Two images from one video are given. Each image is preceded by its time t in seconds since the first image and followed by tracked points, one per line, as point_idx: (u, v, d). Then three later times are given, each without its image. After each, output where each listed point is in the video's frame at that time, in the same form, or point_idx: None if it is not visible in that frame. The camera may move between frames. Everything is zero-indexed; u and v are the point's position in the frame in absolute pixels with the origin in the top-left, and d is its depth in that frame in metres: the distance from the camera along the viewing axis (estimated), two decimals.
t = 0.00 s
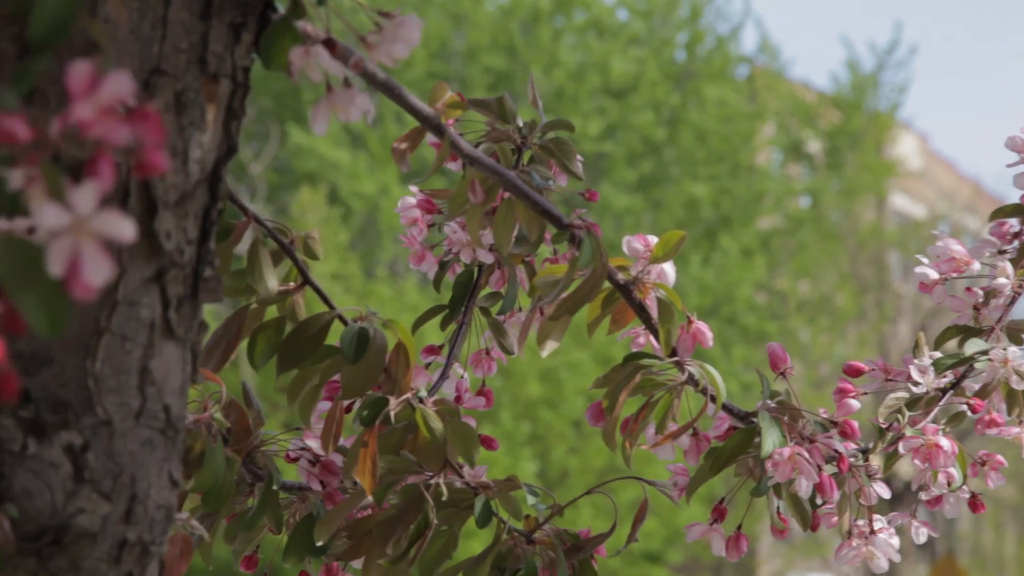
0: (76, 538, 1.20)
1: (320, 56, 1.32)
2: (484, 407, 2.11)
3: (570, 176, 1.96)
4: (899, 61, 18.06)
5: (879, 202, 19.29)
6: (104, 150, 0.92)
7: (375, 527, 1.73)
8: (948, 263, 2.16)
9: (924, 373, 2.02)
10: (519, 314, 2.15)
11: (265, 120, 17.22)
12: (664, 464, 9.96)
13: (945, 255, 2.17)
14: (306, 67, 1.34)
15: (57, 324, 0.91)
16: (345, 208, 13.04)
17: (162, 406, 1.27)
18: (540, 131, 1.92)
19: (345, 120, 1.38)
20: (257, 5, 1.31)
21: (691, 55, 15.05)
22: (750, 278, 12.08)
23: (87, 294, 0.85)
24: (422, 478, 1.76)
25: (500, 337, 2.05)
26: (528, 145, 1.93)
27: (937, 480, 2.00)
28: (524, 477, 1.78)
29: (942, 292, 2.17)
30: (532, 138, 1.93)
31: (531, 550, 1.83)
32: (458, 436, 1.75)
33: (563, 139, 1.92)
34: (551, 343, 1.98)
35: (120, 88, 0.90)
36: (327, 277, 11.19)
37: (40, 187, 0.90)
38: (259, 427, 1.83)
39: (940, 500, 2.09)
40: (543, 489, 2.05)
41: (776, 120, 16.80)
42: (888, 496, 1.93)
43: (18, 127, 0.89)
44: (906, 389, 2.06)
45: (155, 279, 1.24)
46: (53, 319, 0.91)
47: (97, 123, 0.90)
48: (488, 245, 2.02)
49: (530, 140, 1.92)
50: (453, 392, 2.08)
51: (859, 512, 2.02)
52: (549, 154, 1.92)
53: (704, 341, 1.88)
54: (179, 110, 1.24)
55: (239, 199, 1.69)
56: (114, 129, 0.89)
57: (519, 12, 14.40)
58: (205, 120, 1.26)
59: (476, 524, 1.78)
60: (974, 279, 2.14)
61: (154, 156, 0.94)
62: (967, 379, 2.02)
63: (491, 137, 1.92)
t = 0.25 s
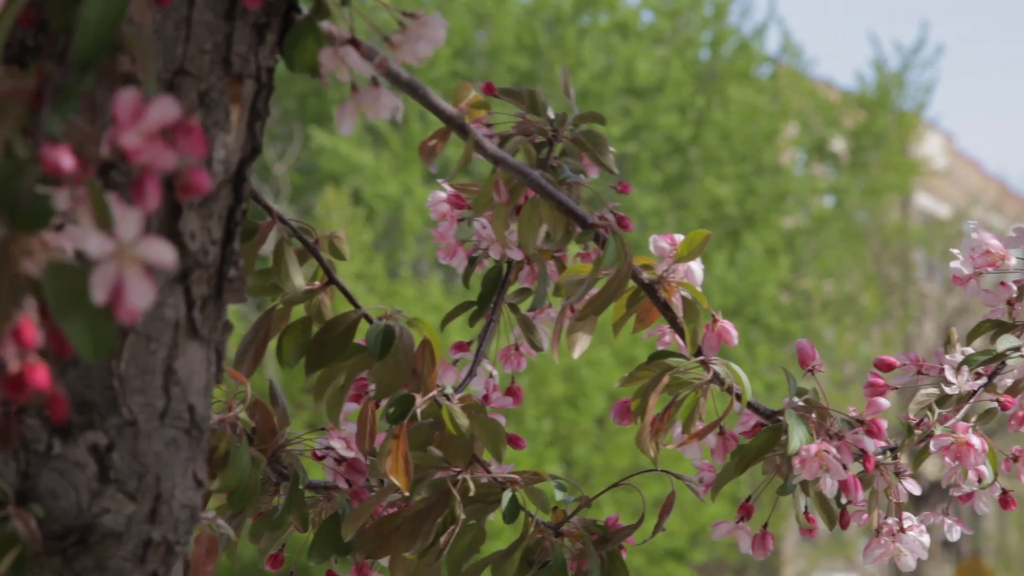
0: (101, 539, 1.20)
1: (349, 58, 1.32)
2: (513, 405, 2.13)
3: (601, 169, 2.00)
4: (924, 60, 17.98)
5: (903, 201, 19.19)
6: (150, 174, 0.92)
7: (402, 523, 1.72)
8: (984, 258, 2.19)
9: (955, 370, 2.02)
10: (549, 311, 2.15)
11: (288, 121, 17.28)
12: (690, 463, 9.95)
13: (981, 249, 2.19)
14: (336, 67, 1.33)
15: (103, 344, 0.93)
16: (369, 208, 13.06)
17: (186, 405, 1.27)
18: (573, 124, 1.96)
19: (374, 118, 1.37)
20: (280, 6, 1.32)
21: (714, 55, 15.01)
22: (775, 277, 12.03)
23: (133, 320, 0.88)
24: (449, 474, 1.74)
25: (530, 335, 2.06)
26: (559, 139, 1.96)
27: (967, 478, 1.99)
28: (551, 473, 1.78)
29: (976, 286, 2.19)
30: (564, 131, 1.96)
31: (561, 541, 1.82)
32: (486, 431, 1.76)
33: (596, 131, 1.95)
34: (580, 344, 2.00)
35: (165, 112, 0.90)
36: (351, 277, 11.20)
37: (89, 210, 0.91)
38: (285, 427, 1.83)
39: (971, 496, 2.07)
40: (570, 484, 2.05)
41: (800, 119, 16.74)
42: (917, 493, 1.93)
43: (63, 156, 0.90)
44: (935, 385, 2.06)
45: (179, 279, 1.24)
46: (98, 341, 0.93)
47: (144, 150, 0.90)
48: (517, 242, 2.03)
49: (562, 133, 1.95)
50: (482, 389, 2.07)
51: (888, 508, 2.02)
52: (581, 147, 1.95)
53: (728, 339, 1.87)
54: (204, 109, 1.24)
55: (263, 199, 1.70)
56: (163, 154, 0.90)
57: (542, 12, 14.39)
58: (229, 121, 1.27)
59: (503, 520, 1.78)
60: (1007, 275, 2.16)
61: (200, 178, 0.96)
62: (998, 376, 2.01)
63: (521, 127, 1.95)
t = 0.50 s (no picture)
0: (122, 538, 1.21)
1: (370, 59, 1.31)
2: (537, 407, 2.13)
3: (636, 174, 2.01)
4: (947, 60, 17.89)
5: (925, 201, 19.11)
6: (144, 173, 0.95)
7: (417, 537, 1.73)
8: (999, 257, 2.17)
9: (973, 371, 2.00)
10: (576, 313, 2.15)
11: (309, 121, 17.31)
12: (711, 463, 9.89)
13: (996, 248, 2.18)
14: (357, 68, 1.32)
15: (86, 346, 0.95)
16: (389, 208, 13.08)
17: (207, 406, 1.28)
18: (608, 127, 1.97)
19: (396, 118, 1.37)
20: (301, 6, 1.32)
21: (736, 54, 14.97)
22: (795, 277, 12.00)
23: (121, 322, 0.91)
24: (468, 481, 1.75)
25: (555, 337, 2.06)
26: (594, 144, 1.98)
27: (986, 477, 1.97)
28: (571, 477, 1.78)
29: (992, 284, 2.17)
30: (599, 135, 1.98)
31: (578, 555, 1.82)
32: (506, 439, 1.77)
33: (631, 135, 1.96)
34: (600, 343, 2.02)
35: (159, 114, 0.93)
36: (371, 277, 11.22)
37: (81, 208, 0.92)
38: (306, 427, 1.83)
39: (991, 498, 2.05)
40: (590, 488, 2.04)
41: (821, 118, 16.68)
42: (935, 494, 1.92)
43: (53, 158, 0.91)
44: (954, 385, 2.04)
45: (200, 278, 1.25)
46: (85, 341, 0.95)
47: (138, 150, 0.94)
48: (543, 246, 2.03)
49: (597, 136, 1.97)
50: (505, 389, 2.07)
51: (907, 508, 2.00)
52: (616, 151, 1.97)
53: (749, 340, 1.87)
54: (225, 110, 1.25)
55: (285, 202, 1.70)
56: (156, 157, 0.94)
57: (563, 11, 14.39)
58: (250, 121, 1.28)
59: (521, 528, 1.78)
60: None
61: (189, 181, 1.00)
62: (1017, 377, 1.99)
63: (556, 131, 1.98)
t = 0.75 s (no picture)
0: (142, 538, 1.21)
1: (387, 56, 1.28)
2: (551, 406, 2.12)
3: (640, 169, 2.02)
4: (965, 59, 17.81)
5: (944, 200, 19.03)
6: (203, 177, 0.94)
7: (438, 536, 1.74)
8: None
9: (998, 373, 1.99)
10: (590, 312, 2.14)
11: (327, 121, 17.34)
12: (729, 464, 9.84)
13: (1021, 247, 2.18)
14: (374, 68, 1.30)
15: (162, 352, 0.91)
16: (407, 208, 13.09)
17: (226, 405, 1.29)
18: (613, 123, 1.96)
19: (412, 119, 1.37)
20: (320, 7, 1.33)
21: (755, 54, 14.93)
22: (814, 277, 11.96)
23: (190, 327, 0.90)
24: (488, 482, 1.77)
25: (570, 335, 2.06)
26: (599, 140, 1.98)
27: (1009, 479, 1.96)
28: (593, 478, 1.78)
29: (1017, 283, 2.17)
30: (603, 132, 1.98)
31: (600, 554, 1.83)
32: (526, 442, 1.77)
33: (635, 131, 1.96)
34: (623, 341, 2.02)
35: (220, 119, 0.93)
36: (389, 278, 11.23)
37: (144, 216, 0.92)
38: (325, 427, 1.82)
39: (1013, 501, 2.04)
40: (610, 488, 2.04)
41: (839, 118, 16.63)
42: (958, 495, 1.91)
43: (117, 165, 0.90)
44: (978, 386, 2.03)
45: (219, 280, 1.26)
46: (160, 347, 0.91)
47: (201, 156, 0.93)
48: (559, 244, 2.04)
49: (601, 134, 1.97)
50: (519, 389, 2.06)
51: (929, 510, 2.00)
52: (621, 146, 1.96)
53: (768, 340, 1.86)
54: (245, 109, 1.26)
55: (302, 201, 1.70)
56: (220, 161, 0.92)
57: (580, 12, 14.37)
58: (269, 121, 1.29)
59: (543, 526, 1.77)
60: None
61: (252, 183, 0.99)
62: None
63: (559, 129, 1.99)
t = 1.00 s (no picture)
0: (160, 538, 1.22)
1: (402, 58, 1.33)
2: (576, 405, 2.13)
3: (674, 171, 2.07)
4: (985, 58, 17.72)
5: (962, 200, 18.94)
6: (194, 184, 0.97)
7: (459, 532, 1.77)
8: None
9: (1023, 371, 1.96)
10: (615, 311, 2.15)
11: (344, 122, 17.35)
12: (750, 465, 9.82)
13: None
14: (391, 70, 1.34)
15: (145, 356, 0.92)
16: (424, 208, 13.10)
17: (244, 405, 1.29)
18: (644, 123, 2.01)
19: (430, 119, 1.38)
20: (335, 7, 1.33)
21: (773, 53, 14.88)
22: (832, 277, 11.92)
23: (180, 332, 0.91)
24: (507, 479, 1.78)
25: (594, 335, 2.07)
26: (632, 138, 2.03)
27: None
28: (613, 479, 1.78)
29: None
30: (636, 130, 2.03)
31: (620, 549, 1.82)
32: (547, 442, 1.77)
33: (669, 132, 2.03)
34: (644, 340, 2.02)
35: (214, 127, 0.94)
36: (407, 278, 11.23)
37: (136, 221, 0.93)
38: (343, 427, 1.81)
39: None
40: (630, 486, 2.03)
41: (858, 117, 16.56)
42: (980, 493, 1.91)
43: (106, 173, 0.93)
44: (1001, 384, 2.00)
45: (237, 280, 1.27)
46: (143, 351, 0.92)
47: (193, 163, 0.95)
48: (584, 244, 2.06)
49: (634, 132, 2.01)
50: (544, 388, 2.10)
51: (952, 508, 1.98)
52: (656, 146, 2.04)
53: (786, 339, 1.85)
54: (260, 110, 1.26)
55: (320, 201, 1.70)
56: (209, 169, 0.95)
57: (598, 11, 14.35)
58: (286, 122, 1.29)
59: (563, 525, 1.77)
60: None
61: (242, 190, 1.02)
62: None
63: (592, 127, 2.03)
